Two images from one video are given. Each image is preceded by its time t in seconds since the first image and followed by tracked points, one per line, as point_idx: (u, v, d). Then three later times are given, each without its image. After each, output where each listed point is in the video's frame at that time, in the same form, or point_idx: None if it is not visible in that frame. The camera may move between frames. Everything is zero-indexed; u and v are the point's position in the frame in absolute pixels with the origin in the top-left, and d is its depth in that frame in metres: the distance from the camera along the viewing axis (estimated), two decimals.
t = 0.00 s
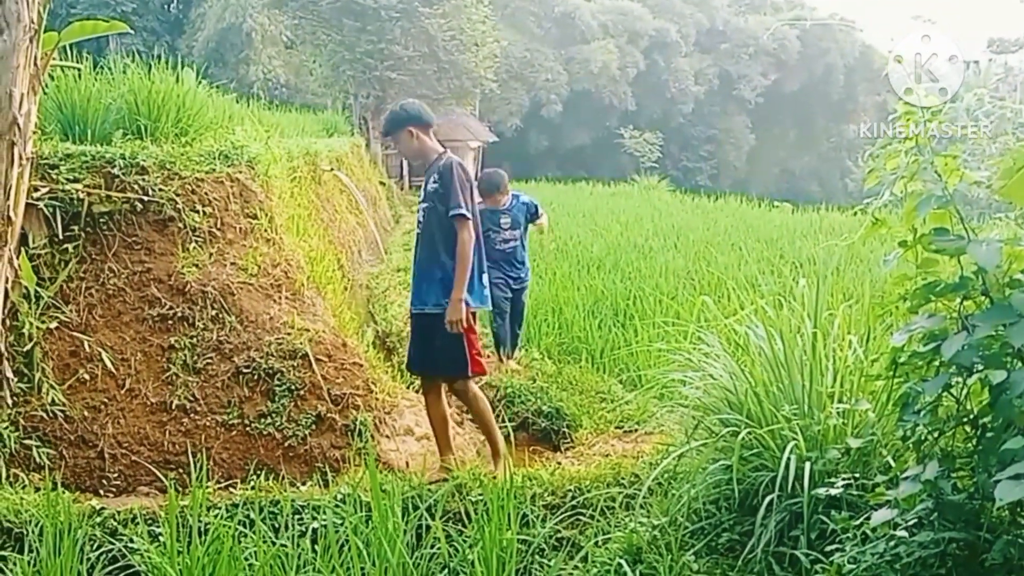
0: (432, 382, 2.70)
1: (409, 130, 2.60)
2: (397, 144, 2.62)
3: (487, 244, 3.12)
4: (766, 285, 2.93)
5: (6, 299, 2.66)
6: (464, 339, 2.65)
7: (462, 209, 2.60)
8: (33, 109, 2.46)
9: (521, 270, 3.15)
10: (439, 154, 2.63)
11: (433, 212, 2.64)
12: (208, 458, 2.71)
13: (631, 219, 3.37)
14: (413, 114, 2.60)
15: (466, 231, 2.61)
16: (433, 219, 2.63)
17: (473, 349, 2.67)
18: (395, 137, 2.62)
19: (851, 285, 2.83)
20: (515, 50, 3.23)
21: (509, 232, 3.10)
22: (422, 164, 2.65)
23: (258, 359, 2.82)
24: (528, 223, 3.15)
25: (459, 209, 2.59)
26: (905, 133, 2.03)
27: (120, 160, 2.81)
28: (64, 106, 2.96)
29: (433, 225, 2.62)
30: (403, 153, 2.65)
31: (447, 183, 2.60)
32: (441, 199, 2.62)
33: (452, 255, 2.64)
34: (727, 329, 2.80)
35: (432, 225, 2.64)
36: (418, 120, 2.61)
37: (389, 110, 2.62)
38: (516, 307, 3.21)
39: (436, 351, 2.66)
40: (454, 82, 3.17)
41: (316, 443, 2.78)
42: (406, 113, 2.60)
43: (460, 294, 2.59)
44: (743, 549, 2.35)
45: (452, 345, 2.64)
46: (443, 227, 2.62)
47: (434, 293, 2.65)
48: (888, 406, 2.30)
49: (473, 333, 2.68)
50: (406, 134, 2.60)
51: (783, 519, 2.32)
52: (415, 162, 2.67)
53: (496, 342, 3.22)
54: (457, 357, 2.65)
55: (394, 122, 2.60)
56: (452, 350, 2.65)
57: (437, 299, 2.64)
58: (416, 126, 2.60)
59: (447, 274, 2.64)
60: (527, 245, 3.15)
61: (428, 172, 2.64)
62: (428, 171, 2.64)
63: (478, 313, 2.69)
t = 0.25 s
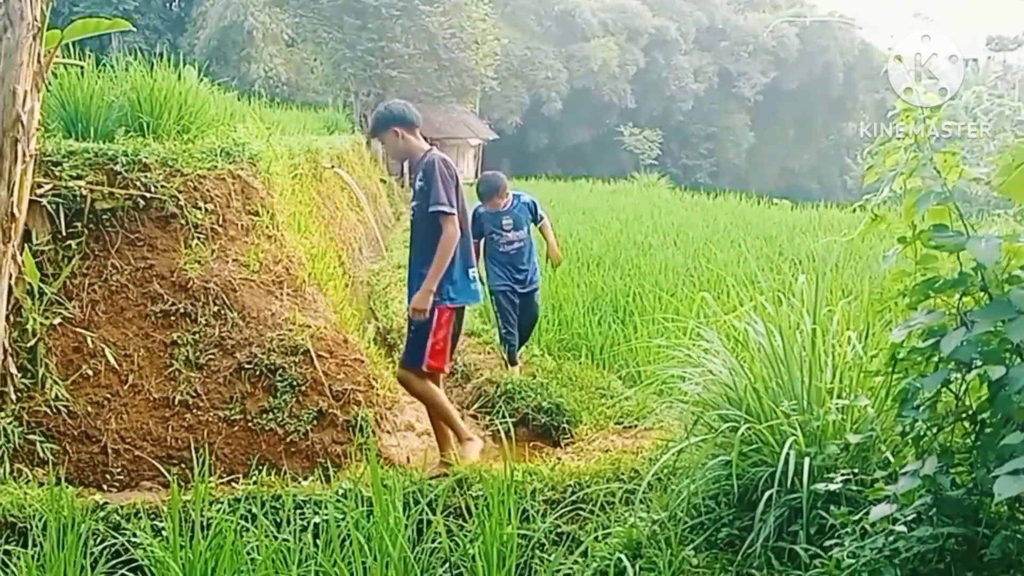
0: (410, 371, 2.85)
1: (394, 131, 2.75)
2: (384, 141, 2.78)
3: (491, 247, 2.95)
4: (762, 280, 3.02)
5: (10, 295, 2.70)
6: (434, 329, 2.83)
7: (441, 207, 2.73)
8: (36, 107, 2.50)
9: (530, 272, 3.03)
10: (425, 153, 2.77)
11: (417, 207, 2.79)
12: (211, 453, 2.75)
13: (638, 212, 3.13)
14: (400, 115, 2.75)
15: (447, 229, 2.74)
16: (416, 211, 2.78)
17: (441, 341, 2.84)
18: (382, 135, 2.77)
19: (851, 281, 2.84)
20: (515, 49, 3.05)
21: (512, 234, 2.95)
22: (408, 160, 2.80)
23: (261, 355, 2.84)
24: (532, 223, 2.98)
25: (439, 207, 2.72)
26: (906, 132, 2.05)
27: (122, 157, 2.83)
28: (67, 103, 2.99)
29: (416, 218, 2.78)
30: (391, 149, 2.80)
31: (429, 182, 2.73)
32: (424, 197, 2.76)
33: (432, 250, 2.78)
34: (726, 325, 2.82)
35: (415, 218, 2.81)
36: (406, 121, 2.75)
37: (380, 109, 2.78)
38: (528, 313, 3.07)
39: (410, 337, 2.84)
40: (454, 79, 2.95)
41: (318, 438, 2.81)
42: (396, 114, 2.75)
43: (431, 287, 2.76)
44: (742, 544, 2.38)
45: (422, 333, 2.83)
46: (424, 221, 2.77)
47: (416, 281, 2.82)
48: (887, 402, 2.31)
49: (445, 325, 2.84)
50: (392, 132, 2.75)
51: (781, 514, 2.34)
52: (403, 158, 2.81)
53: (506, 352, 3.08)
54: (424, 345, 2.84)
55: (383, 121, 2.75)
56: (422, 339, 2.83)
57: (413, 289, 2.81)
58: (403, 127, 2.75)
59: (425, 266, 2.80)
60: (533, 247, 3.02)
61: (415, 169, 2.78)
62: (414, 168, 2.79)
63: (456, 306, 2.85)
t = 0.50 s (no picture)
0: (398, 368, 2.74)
1: (389, 126, 2.64)
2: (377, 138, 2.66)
3: (499, 241, 2.94)
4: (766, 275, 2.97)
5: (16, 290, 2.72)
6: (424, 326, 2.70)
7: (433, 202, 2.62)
8: (41, 100, 2.51)
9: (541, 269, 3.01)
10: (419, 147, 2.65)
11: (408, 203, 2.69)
12: (217, 447, 2.76)
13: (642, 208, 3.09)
14: (395, 111, 2.63)
15: (436, 224, 2.63)
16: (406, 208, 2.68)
17: (426, 339, 2.73)
18: (377, 132, 2.65)
19: (855, 276, 2.84)
20: (520, 44, 2.98)
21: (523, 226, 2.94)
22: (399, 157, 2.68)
23: (266, 349, 2.85)
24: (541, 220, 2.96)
25: (428, 202, 2.62)
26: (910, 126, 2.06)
27: (127, 152, 2.85)
28: (72, 98, 2.96)
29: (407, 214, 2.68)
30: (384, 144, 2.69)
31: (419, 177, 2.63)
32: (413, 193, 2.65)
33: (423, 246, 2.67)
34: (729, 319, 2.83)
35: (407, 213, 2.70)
36: (401, 115, 2.64)
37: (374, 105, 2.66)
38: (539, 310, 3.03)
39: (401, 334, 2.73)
40: (458, 74, 2.87)
41: (322, 432, 2.82)
42: (389, 109, 2.63)
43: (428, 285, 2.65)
44: (745, 537, 2.39)
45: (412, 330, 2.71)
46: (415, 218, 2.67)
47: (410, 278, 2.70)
48: (890, 396, 2.33)
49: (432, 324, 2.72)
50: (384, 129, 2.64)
51: (784, 507, 2.37)
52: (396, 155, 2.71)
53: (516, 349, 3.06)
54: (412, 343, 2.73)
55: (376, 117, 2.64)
56: (406, 337, 2.73)
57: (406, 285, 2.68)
58: (397, 121, 2.64)
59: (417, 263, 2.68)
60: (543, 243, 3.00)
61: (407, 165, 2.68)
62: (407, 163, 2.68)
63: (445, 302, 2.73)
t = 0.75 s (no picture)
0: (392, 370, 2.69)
1: (391, 118, 2.64)
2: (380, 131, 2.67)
3: (514, 236, 2.89)
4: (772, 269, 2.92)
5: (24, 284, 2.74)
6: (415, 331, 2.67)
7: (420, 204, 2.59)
8: (49, 95, 2.61)
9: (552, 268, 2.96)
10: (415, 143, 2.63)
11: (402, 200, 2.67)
12: (224, 439, 2.77)
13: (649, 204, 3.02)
14: (397, 103, 2.63)
15: (424, 226, 2.61)
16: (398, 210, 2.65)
17: (418, 341, 2.68)
18: (377, 123, 2.66)
19: (861, 271, 2.83)
20: (527, 37, 2.94)
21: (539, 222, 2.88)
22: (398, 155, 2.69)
23: (273, 343, 2.86)
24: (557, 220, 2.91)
25: (415, 202, 2.59)
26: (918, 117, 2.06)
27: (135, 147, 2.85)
28: (81, 92, 2.93)
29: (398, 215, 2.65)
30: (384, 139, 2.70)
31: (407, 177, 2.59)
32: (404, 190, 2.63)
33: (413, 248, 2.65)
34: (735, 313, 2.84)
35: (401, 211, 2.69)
36: (404, 109, 2.65)
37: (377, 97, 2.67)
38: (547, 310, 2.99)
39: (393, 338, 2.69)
40: (465, 69, 2.82)
41: (329, 426, 2.83)
42: (388, 103, 2.63)
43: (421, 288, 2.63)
44: (750, 530, 2.42)
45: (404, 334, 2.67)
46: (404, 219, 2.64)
47: (402, 281, 2.67)
48: (896, 389, 2.35)
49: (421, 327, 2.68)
50: (384, 122, 2.65)
51: (790, 500, 2.40)
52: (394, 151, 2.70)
53: (525, 346, 3.03)
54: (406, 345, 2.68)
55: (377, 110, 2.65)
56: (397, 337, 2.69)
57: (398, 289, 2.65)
58: (400, 114, 2.64)
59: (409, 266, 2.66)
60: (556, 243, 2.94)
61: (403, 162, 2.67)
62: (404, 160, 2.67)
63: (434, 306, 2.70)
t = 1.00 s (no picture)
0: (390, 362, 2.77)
1: (386, 110, 2.71)
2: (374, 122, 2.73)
3: (541, 229, 2.81)
4: (784, 261, 2.84)
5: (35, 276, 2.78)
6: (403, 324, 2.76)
7: (415, 199, 2.68)
8: (58, 87, 2.68)
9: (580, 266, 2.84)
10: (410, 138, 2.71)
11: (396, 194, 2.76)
12: (235, 430, 2.79)
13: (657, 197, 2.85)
14: (393, 95, 2.71)
15: (418, 221, 2.70)
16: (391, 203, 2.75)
17: (409, 333, 2.77)
18: (374, 115, 2.73)
19: (871, 263, 2.82)
20: (535, 31, 2.83)
21: (567, 215, 2.81)
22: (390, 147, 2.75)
23: (281, 335, 2.84)
24: (585, 217, 2.82)
25: (409, 199, 2.68)
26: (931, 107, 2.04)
27: (141, 141, 2.82)
28: (89, 84, 2.79)
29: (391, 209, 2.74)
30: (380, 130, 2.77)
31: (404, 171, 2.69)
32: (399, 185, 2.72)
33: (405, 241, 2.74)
34: (745, 304, 2.83)
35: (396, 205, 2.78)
36: (398, 100, 2.71)
37: (374, 86, 2.74)
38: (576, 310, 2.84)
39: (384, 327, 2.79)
40: (474, 61, 2.78)
41: (339, 417, 2.84)
42: (385, 95, 2.71)
43: (403, 282, 2.72)
44: (757, 521, 2.60)
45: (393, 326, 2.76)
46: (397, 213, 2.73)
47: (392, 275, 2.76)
48: (904, 380, 2.43)
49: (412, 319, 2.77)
50: (378, 114, 2.72)
51: (797, 490, 2.58)
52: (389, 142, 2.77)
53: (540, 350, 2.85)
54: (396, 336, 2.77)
55: (373, 101, 2.72)
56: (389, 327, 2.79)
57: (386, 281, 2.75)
58: (395, 106, 2.71)
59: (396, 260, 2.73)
60: (584, 241, 2.84)
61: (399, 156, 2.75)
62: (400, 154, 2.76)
63: (423, 300, 2.77)
